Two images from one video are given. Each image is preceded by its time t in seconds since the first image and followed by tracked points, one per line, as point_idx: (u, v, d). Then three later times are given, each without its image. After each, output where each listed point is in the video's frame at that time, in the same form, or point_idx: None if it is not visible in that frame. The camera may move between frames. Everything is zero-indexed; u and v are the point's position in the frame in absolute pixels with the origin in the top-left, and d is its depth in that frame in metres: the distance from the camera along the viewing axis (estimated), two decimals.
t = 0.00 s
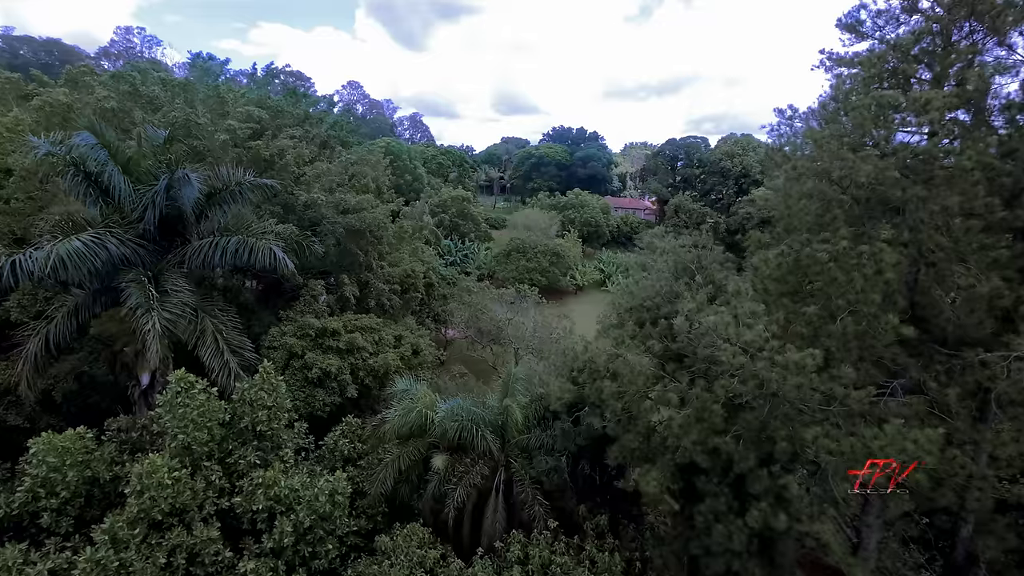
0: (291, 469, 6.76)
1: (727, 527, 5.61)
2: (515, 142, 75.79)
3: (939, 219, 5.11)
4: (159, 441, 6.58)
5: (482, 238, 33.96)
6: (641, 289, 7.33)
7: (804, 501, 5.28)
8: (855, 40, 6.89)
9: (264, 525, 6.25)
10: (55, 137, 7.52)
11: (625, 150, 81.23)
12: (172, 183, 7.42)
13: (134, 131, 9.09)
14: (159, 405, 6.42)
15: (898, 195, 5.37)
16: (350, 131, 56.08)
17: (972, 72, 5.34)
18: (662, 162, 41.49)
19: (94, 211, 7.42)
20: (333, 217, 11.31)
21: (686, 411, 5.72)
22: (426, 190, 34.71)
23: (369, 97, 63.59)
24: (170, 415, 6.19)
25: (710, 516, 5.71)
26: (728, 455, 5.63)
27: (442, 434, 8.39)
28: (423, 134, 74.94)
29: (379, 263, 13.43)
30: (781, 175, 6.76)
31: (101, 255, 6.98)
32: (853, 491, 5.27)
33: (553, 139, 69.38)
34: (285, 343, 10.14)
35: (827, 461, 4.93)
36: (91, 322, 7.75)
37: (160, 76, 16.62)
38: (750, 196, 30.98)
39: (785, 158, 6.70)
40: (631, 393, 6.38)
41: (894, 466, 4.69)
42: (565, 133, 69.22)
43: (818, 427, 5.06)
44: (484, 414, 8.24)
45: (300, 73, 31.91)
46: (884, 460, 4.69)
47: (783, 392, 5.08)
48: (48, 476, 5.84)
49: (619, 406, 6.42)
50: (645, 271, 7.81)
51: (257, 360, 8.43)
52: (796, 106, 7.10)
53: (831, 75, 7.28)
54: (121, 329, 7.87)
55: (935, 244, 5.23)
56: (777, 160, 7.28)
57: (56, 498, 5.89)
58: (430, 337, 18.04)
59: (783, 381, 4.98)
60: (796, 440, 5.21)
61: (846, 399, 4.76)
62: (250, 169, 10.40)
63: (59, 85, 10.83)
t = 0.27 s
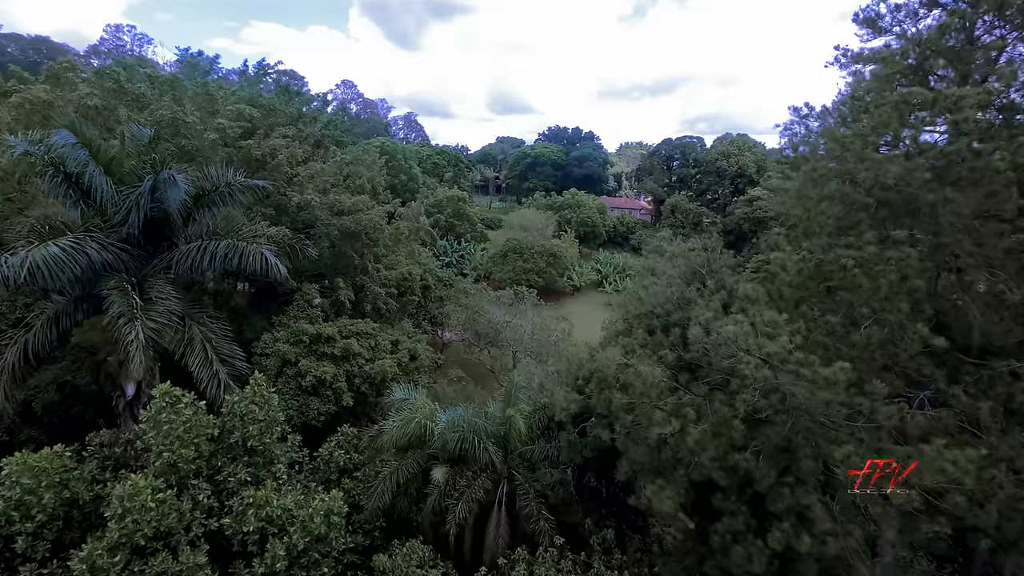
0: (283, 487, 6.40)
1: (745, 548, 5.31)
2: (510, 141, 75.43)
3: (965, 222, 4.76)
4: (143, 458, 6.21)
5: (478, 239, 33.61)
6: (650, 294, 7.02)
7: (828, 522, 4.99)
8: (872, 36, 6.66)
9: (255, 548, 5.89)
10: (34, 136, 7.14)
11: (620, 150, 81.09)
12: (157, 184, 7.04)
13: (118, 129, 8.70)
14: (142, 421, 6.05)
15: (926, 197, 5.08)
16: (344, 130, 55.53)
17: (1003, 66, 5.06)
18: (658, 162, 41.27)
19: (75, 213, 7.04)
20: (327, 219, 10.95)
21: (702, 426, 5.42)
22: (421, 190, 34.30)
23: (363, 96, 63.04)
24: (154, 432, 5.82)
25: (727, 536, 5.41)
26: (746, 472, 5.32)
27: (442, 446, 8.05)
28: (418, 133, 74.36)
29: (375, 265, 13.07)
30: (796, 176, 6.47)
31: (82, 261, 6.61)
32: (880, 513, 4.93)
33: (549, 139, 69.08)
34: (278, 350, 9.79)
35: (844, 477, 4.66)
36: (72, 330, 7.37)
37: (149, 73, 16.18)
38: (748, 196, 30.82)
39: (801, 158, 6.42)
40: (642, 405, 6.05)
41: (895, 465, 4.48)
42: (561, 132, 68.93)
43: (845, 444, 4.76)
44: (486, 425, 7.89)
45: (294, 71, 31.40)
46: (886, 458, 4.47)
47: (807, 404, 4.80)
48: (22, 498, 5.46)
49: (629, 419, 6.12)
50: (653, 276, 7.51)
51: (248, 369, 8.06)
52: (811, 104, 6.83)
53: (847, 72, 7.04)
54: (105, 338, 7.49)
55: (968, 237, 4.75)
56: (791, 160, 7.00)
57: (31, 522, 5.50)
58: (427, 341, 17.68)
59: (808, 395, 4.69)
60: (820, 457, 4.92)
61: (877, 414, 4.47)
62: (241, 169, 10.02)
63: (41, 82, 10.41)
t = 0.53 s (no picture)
0: (276, 506, 6.08)
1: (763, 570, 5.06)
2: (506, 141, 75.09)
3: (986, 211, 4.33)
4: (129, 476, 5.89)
5: (475, 239, 33.30)
6: (659, 302, 6.76)
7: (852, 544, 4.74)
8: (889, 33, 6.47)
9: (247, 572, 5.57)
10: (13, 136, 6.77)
11: (616, 150, 80.91)
12: (143, 187, 6.70)
13: (104, 130, 8.35)
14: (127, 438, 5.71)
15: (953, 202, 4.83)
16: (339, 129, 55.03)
17: None
18: (655, 162, 41.12)
19: (57, 217, 6.68)
20: (322, 222, 10.64)
21: (718, 442, 5.16)
22: (417, 191, 33.92)
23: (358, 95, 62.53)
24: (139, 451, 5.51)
25: (744, 558, 5.15)
26: (764, 490, 5.07)
27: (443, 458, 7.76)
28: (413, 133, 73.92)
29: (372, 268, 12.75)
30: (811, 179, 6.23)
31: (64, 268, 6.26)
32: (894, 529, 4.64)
33: (545, 139, 68.77)
34: (272, 358, 9.48)
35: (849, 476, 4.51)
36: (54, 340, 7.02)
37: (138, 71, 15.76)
38: (745, 196, 30.72)
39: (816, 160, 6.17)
40: (653, 419, 5.78)
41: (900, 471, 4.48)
42: (557, 132, 68.61)
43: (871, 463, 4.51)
44: (488, 436, 7.61)
45: (287, 70, 30.96)
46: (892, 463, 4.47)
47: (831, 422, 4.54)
48: None
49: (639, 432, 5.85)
50: (662, 282, 7.24)
51: (240, 379, 7.74)
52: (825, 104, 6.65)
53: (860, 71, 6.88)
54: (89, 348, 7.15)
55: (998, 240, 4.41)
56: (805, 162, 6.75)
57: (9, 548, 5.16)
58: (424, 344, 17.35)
59: (832, 414, 4.44)
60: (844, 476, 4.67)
61: (907, 434, 4.21)
62: (232, 171, 9.70)
63: (24, 80, 10.03)
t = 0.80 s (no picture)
0: (267, 535, 5.72)
1: None
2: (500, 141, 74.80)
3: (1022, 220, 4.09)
4: (109, 504, 5.51)
5: (470, 241, 32.94)
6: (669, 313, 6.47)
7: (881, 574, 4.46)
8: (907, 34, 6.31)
9: None
10: None
11: (611, 150, 80.77)
12: (125, 195, 6.32)
13: (85, 132, 7.95)
14: (106, 466, 5.30)
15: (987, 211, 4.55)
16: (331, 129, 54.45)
17: None
18: (650, 163, 41.05)
19: (35, 227, 6.31)
20: (315, 228, 10.30)
21: (737, 466, 4.87)
22: (412, 192, 33.50)
23: (350, 95, 61.69)
24: (120, 479, 5.10)
25: None
26: (786, 517, 4.78)
27: (443, 476, 7.43)
28: (406, 133, 73.38)
29: (367, 274, 12.39)
30: (828, 185, 5.97)
31: (40, 281, 5.87)
32: (919, 555, 4.34)
33: (539, 139, 68.49)
34: (265, 369, 9.14)
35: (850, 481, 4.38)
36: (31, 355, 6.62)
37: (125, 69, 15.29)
38: (740, 197, 30.73)
39: (833, 166, 5.91)
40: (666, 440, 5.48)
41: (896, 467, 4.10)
42: (552, 133, 68.20)
43: (903, 491, 4.22)
44: (490, 452, 7.30)
45: (279, 69, 30.50)
46: (886, 459, 4.07)
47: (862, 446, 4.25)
48: None
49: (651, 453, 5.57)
50: (671, 292, 6.97)
51: (229, 395, 7.36)
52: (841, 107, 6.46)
53: (875, 73, 6.73)
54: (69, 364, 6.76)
55: None
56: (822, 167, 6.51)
57: None
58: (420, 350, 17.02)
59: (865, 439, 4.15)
60: (874, 505, 4.39)
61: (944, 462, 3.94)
62: (221, 175, 9.33)
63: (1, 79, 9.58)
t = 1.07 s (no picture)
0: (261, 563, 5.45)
1: None
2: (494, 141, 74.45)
3: None
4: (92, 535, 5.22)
5: (466, 243, 32.62)
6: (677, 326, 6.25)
7: None
8: (922, 39, 6.18)
9: None
10: None
11: (605, 150, 80.67)
12: (107, 204, 6.02)
13: (66, 137, 7.60)
14: (86, 494, 4.99)
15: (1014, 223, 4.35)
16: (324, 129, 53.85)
17: None
18: (644, 163, 40.98)
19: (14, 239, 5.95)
20: (309, 234, 10.06)
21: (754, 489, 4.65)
22: (406, 194, 33.12)
23: (342, 94, 61.05)
24: (101, 509, 4.82)
25: None
26: (806, 543, 4.57)
27: (443, 493, 7.17)
28: (400, 133, 72.88)
29: (362, 280, 12.09)
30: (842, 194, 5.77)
31: (18, 297, 5.56)
32: None
33: (533, 139, 68.22)
34: (257, 381, 8.85)
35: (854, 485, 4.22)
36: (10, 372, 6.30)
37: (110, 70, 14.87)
38: (735, 197, 30.79)
39: (847, 174, 5.72)
40: (677, 460, 5.25)
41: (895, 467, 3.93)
42: (546, 133, 67.94)
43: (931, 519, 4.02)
44: (492, 469, 7.07)
45: (271, 68, 30.02)
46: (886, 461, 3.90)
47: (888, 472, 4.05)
48: None
49: (662, 474, 5.34)
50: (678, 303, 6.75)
51: (219, 412, 7.07)
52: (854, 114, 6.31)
53: (888, 77, 6.63)
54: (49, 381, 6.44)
55: None
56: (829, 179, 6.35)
57: None
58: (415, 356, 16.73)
59: (891, 464, 3.95)
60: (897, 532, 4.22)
61: (977, 491, 3.73)
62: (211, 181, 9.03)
63: None
